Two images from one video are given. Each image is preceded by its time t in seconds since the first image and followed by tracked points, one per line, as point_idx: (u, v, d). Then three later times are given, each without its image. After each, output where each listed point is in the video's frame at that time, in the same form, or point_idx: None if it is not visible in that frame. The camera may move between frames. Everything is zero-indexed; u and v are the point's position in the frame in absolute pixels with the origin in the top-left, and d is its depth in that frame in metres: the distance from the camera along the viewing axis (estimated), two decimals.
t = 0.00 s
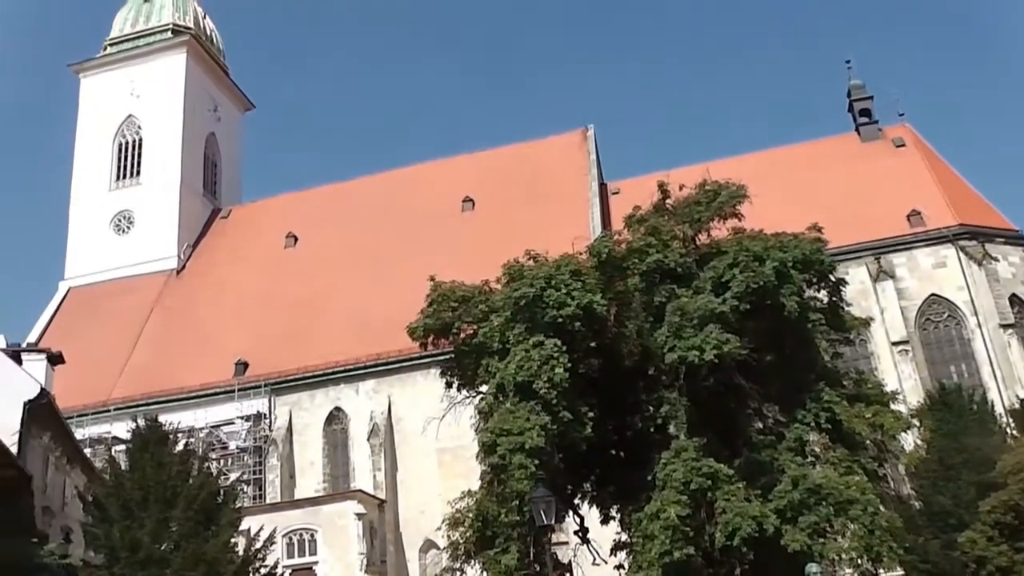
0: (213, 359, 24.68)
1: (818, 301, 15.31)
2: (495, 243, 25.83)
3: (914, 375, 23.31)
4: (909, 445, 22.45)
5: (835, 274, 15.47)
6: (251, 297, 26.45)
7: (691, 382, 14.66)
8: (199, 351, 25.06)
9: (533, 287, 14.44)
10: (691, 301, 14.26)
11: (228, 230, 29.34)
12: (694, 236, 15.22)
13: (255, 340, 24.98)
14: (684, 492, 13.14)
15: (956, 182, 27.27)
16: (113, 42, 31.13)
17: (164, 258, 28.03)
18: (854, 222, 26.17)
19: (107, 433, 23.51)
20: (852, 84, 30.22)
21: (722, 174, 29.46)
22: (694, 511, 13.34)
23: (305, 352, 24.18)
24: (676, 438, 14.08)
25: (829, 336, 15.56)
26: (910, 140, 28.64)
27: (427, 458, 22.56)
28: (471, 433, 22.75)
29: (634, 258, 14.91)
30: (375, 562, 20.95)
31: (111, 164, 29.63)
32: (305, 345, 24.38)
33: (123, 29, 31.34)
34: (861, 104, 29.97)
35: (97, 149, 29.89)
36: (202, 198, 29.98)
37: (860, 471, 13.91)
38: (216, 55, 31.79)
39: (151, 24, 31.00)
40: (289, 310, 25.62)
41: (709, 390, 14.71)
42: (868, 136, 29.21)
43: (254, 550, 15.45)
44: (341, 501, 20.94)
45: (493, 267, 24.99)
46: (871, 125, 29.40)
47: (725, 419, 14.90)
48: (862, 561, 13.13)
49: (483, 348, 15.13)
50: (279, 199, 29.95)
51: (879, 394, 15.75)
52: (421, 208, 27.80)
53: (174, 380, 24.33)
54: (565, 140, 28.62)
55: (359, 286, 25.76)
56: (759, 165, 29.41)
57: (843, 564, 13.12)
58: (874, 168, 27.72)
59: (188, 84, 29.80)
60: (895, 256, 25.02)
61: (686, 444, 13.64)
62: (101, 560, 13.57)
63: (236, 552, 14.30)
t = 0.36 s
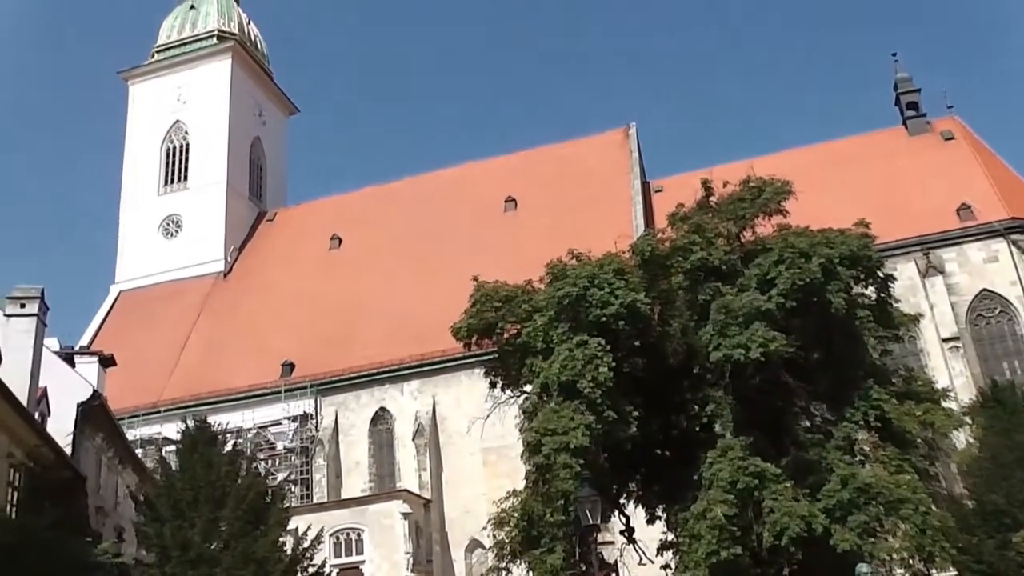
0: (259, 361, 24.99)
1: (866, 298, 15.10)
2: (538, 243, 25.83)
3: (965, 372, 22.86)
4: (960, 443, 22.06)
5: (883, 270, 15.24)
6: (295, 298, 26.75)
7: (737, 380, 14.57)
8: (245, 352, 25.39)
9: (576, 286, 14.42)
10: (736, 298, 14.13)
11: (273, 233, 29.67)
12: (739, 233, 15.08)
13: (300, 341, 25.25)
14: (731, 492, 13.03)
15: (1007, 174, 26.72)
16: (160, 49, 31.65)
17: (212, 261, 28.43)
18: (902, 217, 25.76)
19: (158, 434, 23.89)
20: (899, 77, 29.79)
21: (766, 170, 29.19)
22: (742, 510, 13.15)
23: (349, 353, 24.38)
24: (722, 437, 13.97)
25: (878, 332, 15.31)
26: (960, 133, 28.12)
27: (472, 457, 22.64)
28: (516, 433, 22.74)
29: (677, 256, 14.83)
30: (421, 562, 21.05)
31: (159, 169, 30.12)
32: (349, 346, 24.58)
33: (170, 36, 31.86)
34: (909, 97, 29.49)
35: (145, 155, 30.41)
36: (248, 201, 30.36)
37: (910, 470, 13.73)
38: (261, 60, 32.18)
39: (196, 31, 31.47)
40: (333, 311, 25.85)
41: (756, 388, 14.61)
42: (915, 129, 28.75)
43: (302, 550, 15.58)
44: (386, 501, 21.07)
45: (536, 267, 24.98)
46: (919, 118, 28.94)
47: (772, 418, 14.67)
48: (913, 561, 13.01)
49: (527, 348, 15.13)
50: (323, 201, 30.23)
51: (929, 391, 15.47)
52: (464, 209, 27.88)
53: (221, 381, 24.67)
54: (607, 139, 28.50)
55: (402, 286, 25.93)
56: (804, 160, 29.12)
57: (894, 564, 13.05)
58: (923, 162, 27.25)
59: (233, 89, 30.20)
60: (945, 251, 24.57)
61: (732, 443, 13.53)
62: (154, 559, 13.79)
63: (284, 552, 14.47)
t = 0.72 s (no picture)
0: (294, 361, 25.18)
1: (903, 298, 14.91)
2: (572, 244, 25.81)
3: (1005, 372, 22.47)
4: (1000, 444, 21.69)
5: (920, 269, 15.04)
6: (330, 299, 26.93)
7: (772, 381, 14.53)
8: (280, 353, 25.60)
9: (609, 287, 14.39)
10: (771, 299, 14.04)
11: (307, 234, 29.87)
12: (774, 233, 14.95)
13: (335, 341, 25.42)
14: (766, 493, 12.95)
15: None
16: (196, 52, 31.99)
17: (247, 262, 28.69)
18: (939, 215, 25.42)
19: (194, 434, 24.14)
20: (936, 74, 29.42)
21: (801, 170, 28.94)
22: (777, 512, 13.06)
23: (383, 354, 24.50)
24: (757, 439, 13.83)
25: (915, 332, 15.13)
26: (999, 130, 27.68)
27: (505, 459, 22.65)
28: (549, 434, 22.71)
29: (711, 256, 14.75)
30: (454, 563, 21.09)
31: (195, 172, 30.44)
32: (383, 347, 24.70)
33: (206, 39, 32.20)
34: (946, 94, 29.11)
35: (181, 157, 30.74)
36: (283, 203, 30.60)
37: (949, 472, 13.53)
38: (295, 63, 32.43)
39: (232, 34, 31.77)
40: (367, 313, 25.99)
41: (790, 389, 14.51)
42: (953, 126, 28.35)
43: (337, 550, 15.65)
44: (420, 501, 21.21)
45: (569, 267, 24.97)
46: (957, 116, 28.53)
47: (807, 420, 14.55)
48: (952, 562, 12.88)
49: (561, 349, 15.09)
50: (357, 203, 30.42)
51: (968, 392, 15.30)
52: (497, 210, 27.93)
53: (257, 381, 24.88)
54: (640, 139, 28.41)
55: (435, 287, 26.02)
56: (839, 159, 28.83)
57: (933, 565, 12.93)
58: (961, 160, 26.87)
59: (268, 91, 30.45)
60: (984, 250, 24.23)
61: (767, 444, 13.42)
62: (190, 558, 13.92)
63: (320, 551, 14.58)
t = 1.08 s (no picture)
0: (317, 365, 25.28)
1: (928, 303, 14.74)
2: (595, 248, 25.77)
3: None
4: None
5: (945, 274, 14.90)
6: (353, 303, 27.03)
7: (796, 386, 14.50)
8: (303, 356, 25.72)
9: (632, 292, 14.40)
10: (794, 304, 14.03)
11: (331, 238, 30.00)
12: (797, 238, 14.87)
13: (358, 345, 25.50)
14: (790, 499, 12.87)
15: None
16: (222, 57, 32.25)
17: (270, 266, 28.86)
18: (965, 219, 25.19)
19: (218, 437, 24.31)
20: (962, 77, 29.18)
21: (825, 174, 28.79)
22: (801, 518, 13.02)
23: (406, 357, 24.56)
24: (781, 444, 13.74)
25: (941, 338, 15.01)
26: None
27: (527, 463, 22.68)
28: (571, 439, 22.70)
29: (735, 261, 14.72)
30: (476, 566, 21.11)
31: (220, 176, 30.66)
32: (406, 351, 24.74)
33: (232, 44, 32.45)
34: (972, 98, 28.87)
35: (207, 161, 30.97)
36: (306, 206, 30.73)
37: (975, 478, 13.40)
38: (319, 68, 32.65)
39: (258, 39, 32.02)
40: (390, 316, 26.06)
41: (815, 395, 14.48)
42: (979, 130, 28.09)
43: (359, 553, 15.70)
44: (442, 505, 21.26)
45: (592, 272, 24.93)
46: (983, 119, 28.28)
47: (831, 426, 14.47)
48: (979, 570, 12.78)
49: (583, 353, 15.07)
50: (380, 207, 30.53)
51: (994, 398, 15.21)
52: (520, 214, 27.94)
53: (280, 384, 25.01)
54: (664, 143, 28.34)
55: (457, 291, 26.06)
56: (863, 163, 28.65)
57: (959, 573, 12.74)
58: (988, 163, 26.61)
59: (293, 96, 30.64)
60: (1011, 254, 23.98)
61: (791, 449, 13.34)
62: (213, 559, 14.02)
63: (342, 554, 14.66)
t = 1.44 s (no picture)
0: (323, 366, 25.31)
1: (935, 310, 14.76)
2: (601, 252, 25.77)
3: None
4: None
5: (953, 281, 14.88)
6: (359, 304, 27.06)
7: (802, 392, 14.40)
8: (309, 357, 25.75)
9: (638, 296, 14.37)
10: (801, 310, 13.97)
11: (337, 239, 30.04)
12: (805, 244, 14.88)
13: (363, 347, 25.53)
14: (794, 505, 12.89)
15: None
16: (231, 58, 32.32)
17: (276, 267, 28.90)
18: (972, 226, 25.15)
19: (222, 437, 24.36)
20: (970, 85, 29.15)
21: (832, 180, 28.78)
22: (805, 524, 12.96)
23: (411, 359, 24.58)
24: (786, 450, 13.78)
25: (948, 345, 14.99)
26: None
27: (531, 466, 22.65)
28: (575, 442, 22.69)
29: (741, 266, 14.71)
30: (478, 569, 21.10)
31: (228, 176, 30.72)
32: (411, 353, 24.74)
33: (241, 45, 32.52)
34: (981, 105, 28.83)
35: (214, 161, 31.04)
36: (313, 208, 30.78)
37: (980, 486, 13.48)
38: (328, 70, 32.71)
39: (267, 40, 32.09)
40: (396, 318, 26.09)
41: (821, 402, 14.36)
42: (987, 137, 28.05)
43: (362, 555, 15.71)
44: (444, 507, 21.27)
45: (598, 276, 24.94)
46: (991, 127, 28.24)
47: (836, 433, 14.45)
48: None
49: (590, 357, 15.11)
50: (387, 209, 30.55)
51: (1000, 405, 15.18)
52: (527, 217, 27.95)
53: (285, 385, 25.04)
54: (672, 148, 28.33)
55: (463, 293, 26.09)
56: (870, 170, 28.64)
57: None
58: (996, 171, 26.56)
59: (301, 97, 30.70)
60: (1018, 262, 23.92)
61: (796, 455, 13.35)
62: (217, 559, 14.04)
63: (345, 555, 14.67)
